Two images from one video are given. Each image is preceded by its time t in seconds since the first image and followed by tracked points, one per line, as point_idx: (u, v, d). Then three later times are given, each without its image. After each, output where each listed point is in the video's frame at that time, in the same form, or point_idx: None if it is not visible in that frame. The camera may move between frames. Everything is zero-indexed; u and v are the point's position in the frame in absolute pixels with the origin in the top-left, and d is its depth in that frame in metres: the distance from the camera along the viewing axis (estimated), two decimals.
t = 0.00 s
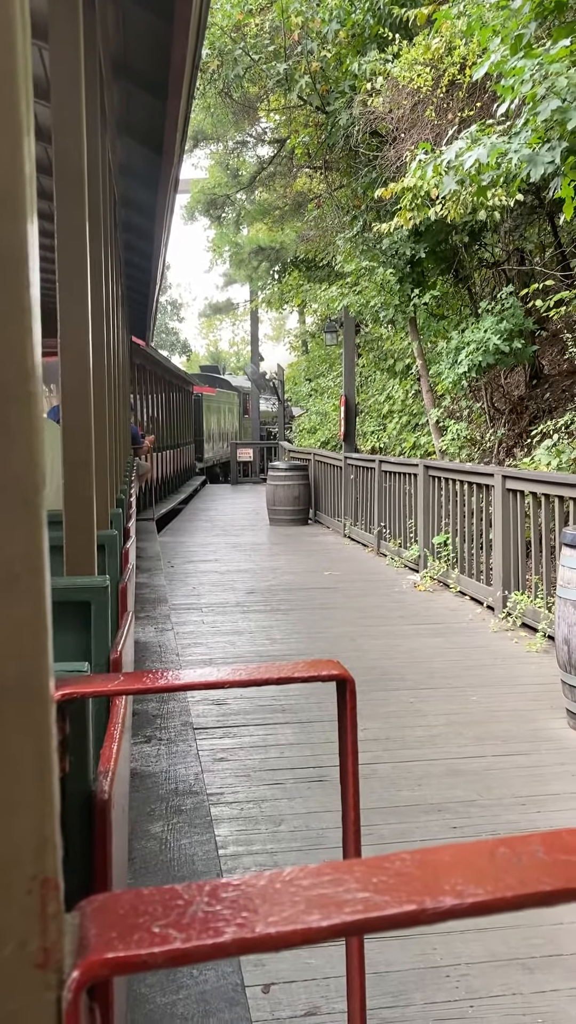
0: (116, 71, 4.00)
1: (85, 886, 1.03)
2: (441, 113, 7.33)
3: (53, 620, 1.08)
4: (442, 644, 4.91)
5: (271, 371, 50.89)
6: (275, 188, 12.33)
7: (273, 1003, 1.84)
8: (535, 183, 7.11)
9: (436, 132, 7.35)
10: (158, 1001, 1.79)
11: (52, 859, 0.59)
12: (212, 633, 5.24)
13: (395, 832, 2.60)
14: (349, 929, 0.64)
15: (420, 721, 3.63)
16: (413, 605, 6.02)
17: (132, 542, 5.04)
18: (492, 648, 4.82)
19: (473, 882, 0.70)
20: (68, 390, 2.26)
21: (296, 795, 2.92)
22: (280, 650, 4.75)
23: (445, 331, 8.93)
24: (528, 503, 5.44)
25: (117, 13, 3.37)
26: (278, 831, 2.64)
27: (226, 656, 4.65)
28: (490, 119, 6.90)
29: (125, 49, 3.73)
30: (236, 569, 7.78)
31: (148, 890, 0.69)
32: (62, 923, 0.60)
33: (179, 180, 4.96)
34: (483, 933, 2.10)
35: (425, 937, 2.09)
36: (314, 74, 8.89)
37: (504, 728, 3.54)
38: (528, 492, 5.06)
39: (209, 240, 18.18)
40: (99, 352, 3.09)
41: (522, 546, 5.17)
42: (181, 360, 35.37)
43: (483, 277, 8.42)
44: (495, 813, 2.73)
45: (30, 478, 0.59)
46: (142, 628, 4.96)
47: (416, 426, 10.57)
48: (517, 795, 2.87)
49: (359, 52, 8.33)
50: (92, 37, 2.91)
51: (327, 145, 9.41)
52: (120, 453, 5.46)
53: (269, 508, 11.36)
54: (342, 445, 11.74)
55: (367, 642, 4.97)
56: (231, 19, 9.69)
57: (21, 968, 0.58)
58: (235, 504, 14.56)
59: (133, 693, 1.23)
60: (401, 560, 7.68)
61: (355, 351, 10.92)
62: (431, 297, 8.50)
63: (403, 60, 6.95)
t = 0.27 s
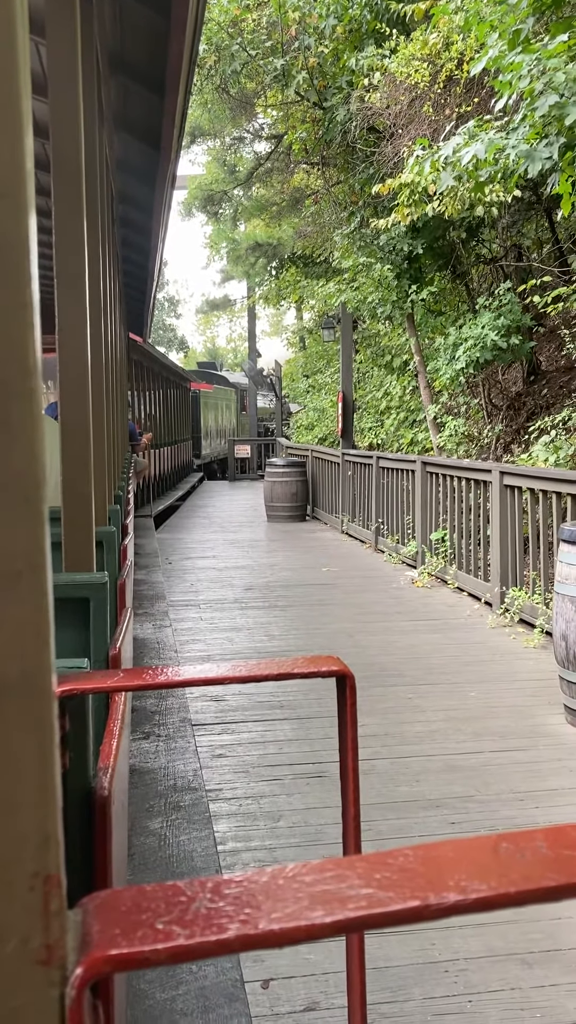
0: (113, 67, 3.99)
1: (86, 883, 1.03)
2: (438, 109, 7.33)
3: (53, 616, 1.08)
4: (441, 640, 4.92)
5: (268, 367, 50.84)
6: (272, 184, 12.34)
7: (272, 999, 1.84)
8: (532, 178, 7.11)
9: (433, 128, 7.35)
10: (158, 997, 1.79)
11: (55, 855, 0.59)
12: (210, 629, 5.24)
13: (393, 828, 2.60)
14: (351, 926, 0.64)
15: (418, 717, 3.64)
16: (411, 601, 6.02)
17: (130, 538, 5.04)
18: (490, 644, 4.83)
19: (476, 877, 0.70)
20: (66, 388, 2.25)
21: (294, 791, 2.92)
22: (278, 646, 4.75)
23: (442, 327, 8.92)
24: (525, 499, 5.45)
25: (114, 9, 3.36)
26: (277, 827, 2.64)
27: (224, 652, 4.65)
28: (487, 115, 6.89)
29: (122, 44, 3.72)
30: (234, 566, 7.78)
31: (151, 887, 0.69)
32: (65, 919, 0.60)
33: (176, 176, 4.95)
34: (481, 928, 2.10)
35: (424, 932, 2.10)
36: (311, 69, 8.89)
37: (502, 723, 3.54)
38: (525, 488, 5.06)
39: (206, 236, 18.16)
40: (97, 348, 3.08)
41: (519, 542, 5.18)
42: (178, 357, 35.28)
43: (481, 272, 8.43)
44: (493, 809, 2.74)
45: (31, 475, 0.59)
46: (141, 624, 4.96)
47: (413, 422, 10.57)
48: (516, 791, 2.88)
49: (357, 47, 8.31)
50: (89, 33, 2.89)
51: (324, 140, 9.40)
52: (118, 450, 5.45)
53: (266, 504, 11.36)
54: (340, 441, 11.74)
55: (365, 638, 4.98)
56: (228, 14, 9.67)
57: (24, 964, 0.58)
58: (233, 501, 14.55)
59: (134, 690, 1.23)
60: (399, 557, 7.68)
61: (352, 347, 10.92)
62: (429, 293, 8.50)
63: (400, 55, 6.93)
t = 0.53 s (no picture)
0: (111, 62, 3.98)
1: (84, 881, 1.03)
2: (437, 105, 7.32)
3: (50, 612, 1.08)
4: (439, 637, 4.92)
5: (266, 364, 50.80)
6: (271, 181, 12.32)
7: (270, 995, 1.85)
8: (531, 174, 7.09)
9: (432, 125, 7.34)
10: (156, 993, 1.79)
11: (51, 851, 0.59)
12: (209, 626, 5.24)
13: (392, 824, 2.60)
14: (349, 922, 0.63)
15: (417, 713, 3.64)
16: (409, 598, 6.02)
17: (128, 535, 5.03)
18: (488, 641, 4.83)
19: (473, 872, 0.70)
20: (64, 382, 2.24)
21: (293, 787, 2.92)
22: (277, 643, 4.75)
23: (441, 323, 8.91)
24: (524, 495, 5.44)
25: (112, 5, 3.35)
26: (275, 823, 2.64)
27: (222, 649, 4.65)
28: (486, 111, 6.88)
29: (120, 40, 3.71)
30: (232, 563, 7.78)
31: (148, 883, 0.69)
32: (61, 916, 0.59)
33: (174, 172, 4.94)
34: (480, 924, 2.11)
35: (423, 928, 2.10)
36: (309, 65, 8.86)
37: (500, 719, 3.54)
38: (524, 484, 5.06)
39: (204, 233, 18.13)
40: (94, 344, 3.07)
41: (518, 539, 5.18)
42: (176, 353, 35.23)
43: (479, 269, 8.42)
44: (492, 805, 2.74)
45: (26, 469, 0.58)
46: (139, 621, 4.96)
47: (412, 419, 10.57)
48: (514, 786, 2.88)
49: (355, 43, 8.28)
50: (87, 28, 2.88)
51: (322, 136, 9.38)
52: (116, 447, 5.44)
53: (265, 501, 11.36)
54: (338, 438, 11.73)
55: (364, 635, 4.98)
56: (226, 10, 9.64)
57: (20, 961, 0.58)
58: (231, 497, 14.54)
59: (131, 686, 1.23)
60: (397, 553, 7.68)
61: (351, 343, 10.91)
62: (427, 289, 8.49)
63: (399, 51, 6.91)
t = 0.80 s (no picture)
0: (110, 58, 3.96)
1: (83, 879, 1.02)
2: (437, 101, 7.30)
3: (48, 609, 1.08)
4: (439, 633, 4.92)
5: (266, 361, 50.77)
6: (270, 177, 12.30)
7: (270, 991, 1.85)
8: (531, 171, 7.08)
9: (431, 121, 7.32)
10: (156, 990, 1.79)
11: (48, 847, 0.59)
12: (209, 623, 5.24)
13: (392, 820, 2.60)
14: (349, 919, 0.63)
15: (416, 710, 3.64)
16: (409, 595, 6.02)
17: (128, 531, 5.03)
18: (488, 637, 4.82)
19: (473, 869, 0.69)
20: (63, 380, 2.23)
21: (293, 784, 2.92)
22: (277, 640, 4.74)
23: (441, 320, 8.91)
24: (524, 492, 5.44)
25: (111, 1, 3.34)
26: (275, 819, 2.64)
27: (222, 646, 4.65)
28: (486, 107, 6.87)
29: (120, 37, 3.70)
30: (232, 560, 7.78)
31: (146, 880, 0.68)
32: (59, 913, 0.59)
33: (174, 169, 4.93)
34: (480, 920, 2.11)
35: (423, 924, 2.10)
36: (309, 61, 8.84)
37: (500, 716, 3.54)
38: (524, 481, 5.06)
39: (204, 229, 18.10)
40: (93, 341, 3.06)
41: (518, 536, 5.17)
42: (176, 350, 35.18)
43: (479, 266, 8.41)
44: (492, 801, 2.74)
45: (22, 464, 0.58)
46: (139, 618, 4.96)
47: (412, 416, 10.56)
48: (514, 783, 2.88)
49: (355, 39, 8.25)
50: (86, 24, 2.88)
51: (322, 133, 9.36)
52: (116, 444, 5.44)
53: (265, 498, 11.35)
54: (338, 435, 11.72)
55: (363, 631, 4.98)
56: (226, 6, 9.61)
57: (18, 959, 0.57)
58: (231, 495, 14.53)
59: (131, 684, 1.23)
60: (397, 550, 7.68)
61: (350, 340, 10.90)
62: (427, 286, 8.49)
63: (399, 47, 6.89)
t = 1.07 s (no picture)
0: (111, 56, 3.96)
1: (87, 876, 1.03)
2: (438, 99, 7.30)
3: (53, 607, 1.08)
4: (440, 631, 4.92)
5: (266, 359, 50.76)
6: (271, 175, 12.29)
7: (272, 988, 1.85)
8: (532, 168, 7.07)
9: (432, 118, 7.31)
10: (159, 986, 1.80)
11: (56, 845, 0.59)
12: (210, 621, 5.24)
13: (394, 818, 2.61)
14: (353, 917, 0.64)
15: (418, 708, 3.64)
16: (410, 593, 6.03)
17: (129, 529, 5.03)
18: (489, 635, 4.83)
19: (478, 868, 0.70)
20: (66, 379, 2.23)
21: (294, 782, 2.92)
22: (278, 638, 4.75)
23: (441, 318, 8.91)
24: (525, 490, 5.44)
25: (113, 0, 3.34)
26: (277, 817, 2.64)
27: (224, 644, 4.65)
28: (487, 105, 6.86)
29: (121, 36, 3.69)
30: (233, 558, 7.78)
31: (152, 878, 0.69)
32: (67, 911, 0.59)
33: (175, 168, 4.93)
34: (482, 918, 2.11)
35: (425, 922, 2.10)
36: (310, 59, 8.82)
37: (501, 714, 3.55)
38: (525, 479, 5.06)
39: (204, 227, 18.09)
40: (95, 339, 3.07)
41: (519, 534, 5.17)
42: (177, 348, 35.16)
43: (480, 263, 8.41)
44: (493, 799, 2.75)
45: (30, 464, 0.58)
46: (140, 616, 4.97)
47: (413, 413, 10.56)
48: (515, 781, 2.89)
49: (355, 37, 8.22)
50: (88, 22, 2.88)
51: (323, 131, 9.36)
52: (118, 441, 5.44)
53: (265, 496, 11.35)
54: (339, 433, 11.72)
55: (364, 629, 4.98)
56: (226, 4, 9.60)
57: (26, 956, 0.58)
58: (232, 492, 14.53)
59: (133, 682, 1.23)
60: (398, 548, 7.68)
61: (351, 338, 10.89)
62: (428, 284, 8.48)
63: (399, 45, 6.87)
